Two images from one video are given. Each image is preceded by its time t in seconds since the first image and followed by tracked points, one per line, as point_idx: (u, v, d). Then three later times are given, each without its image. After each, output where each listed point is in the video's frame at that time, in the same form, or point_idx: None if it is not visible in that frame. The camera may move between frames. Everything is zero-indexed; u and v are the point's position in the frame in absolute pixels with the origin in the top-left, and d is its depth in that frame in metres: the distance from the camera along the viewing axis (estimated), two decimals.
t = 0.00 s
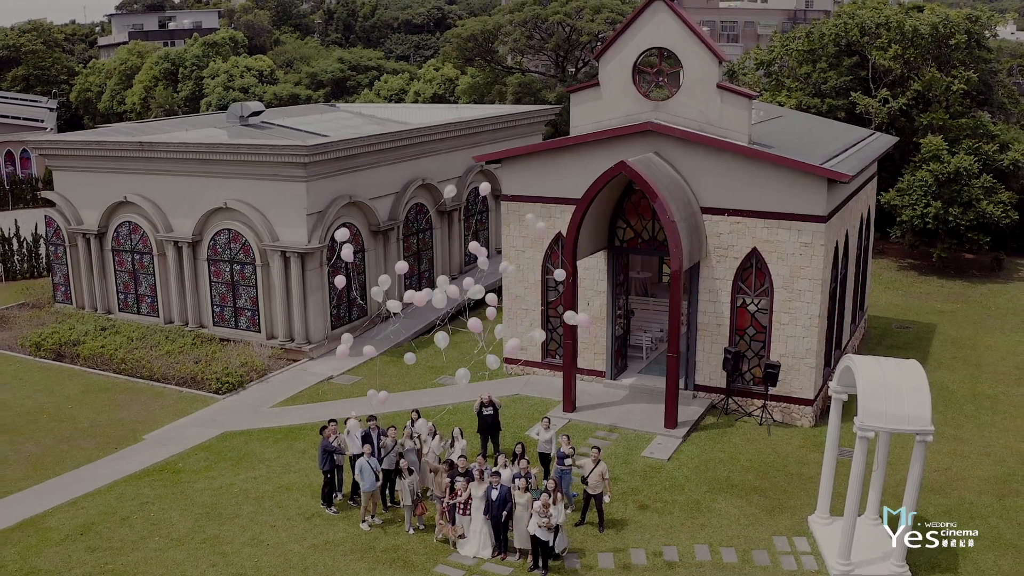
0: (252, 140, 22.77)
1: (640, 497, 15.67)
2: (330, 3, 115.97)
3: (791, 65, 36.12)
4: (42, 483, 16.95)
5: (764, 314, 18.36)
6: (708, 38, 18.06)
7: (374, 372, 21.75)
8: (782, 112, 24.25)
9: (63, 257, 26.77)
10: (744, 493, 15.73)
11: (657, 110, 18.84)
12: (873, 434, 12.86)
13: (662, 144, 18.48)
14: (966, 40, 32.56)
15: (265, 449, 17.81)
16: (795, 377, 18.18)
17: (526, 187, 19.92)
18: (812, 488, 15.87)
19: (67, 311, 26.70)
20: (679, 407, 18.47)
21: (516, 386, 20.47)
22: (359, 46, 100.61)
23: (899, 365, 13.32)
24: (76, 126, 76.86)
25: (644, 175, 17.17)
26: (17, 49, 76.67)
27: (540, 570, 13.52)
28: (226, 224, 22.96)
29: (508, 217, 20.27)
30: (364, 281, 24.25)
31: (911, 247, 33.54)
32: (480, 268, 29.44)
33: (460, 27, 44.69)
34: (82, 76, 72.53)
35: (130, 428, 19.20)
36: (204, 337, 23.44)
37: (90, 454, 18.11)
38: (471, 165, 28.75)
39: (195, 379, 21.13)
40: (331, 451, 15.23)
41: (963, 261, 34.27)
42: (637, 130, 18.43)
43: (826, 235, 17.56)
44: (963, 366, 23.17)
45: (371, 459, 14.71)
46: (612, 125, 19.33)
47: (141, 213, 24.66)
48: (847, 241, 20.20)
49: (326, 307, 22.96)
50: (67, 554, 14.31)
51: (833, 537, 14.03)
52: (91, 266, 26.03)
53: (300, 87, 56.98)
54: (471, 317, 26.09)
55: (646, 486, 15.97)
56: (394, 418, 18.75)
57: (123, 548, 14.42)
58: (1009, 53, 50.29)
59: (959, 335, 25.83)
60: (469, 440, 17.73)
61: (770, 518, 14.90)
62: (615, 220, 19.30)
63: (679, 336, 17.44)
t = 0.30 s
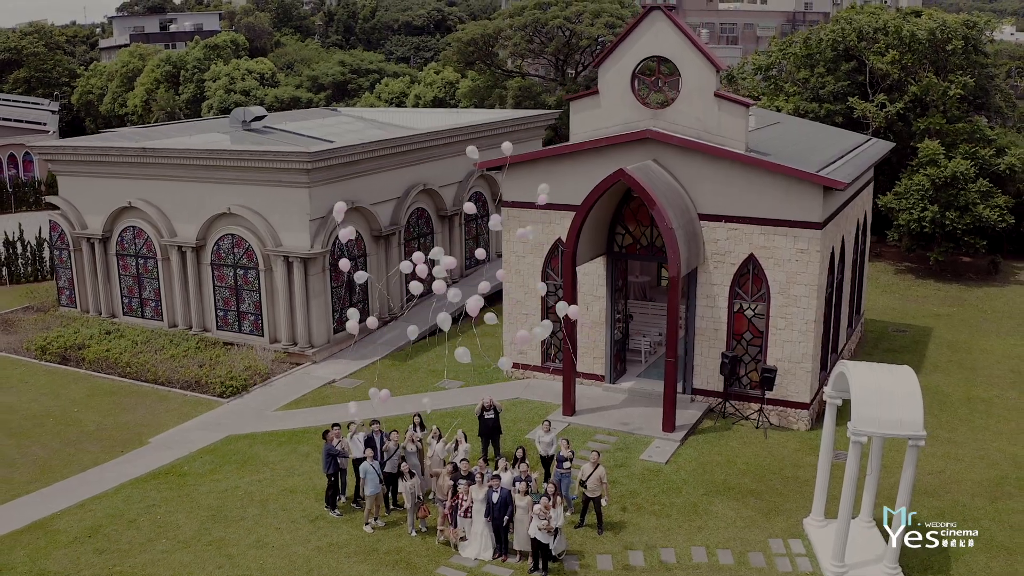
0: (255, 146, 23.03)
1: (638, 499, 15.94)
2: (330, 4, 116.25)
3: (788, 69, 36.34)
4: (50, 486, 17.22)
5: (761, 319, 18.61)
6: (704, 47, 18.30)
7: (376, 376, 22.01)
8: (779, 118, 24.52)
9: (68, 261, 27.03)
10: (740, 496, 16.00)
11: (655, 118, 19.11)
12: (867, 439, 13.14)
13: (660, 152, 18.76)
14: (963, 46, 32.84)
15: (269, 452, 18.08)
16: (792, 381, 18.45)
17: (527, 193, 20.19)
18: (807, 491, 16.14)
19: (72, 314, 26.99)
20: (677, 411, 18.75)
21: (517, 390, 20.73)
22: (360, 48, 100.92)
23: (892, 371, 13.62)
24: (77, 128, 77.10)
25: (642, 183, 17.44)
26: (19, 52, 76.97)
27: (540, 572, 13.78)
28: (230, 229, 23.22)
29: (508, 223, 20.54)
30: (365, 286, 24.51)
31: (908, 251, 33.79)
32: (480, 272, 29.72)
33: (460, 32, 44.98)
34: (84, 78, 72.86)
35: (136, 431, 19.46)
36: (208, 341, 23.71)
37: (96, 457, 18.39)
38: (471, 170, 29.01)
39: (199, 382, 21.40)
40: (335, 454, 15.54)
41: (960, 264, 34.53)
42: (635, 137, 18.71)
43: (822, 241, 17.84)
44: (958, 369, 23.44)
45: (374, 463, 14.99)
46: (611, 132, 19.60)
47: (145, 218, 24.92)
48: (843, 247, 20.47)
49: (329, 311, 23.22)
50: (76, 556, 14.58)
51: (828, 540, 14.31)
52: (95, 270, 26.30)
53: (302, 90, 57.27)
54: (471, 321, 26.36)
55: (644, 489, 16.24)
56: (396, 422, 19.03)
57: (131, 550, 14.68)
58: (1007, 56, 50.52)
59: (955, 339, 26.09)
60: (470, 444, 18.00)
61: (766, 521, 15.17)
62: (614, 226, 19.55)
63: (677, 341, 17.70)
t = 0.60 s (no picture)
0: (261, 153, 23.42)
1: (637, 500, 16.33)
2: (331, 6, 116.58)
3: (785, 75, 36.65)
4: (61, 488, 17.62)
5: (757, 324, 18.99)
6: (701, 58, 18.67)
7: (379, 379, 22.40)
8: (776, 126, 24.92)
9: (75, 265, 27.42)
10: (735, 497, 16.39)
11: (653, 127, 19.50)
12: (858, 443, 13.52)
13: (658, 160, 19.15)
14: (958, 53, 33.23)
15: (275, 455, 18.47)
16: (787, 385, 18.85)
17: (527, 200, 20.59)
18: (801, 492, 16.53)
19: (79, 318, 27.38)
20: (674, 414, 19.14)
21: (518, 393, 21.12)
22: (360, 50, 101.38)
23: (881, 376, 14.03)
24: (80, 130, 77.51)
25: (640, 191, 17.83)
26: (21, 54, 77.40)
27: (540, 571, 14.18)
28: (235, 234, 23.62)
29: (509, 229, 20.94)
30: (368, 290, 24.91)
31: (904, 254, 34.17)
32: (481, 276, 30.13)
33: (460, 37, 45.36)
34: (87, 81, 73.34)
35: (144, 434, 19.85)
36: (214, 345, 24.09)
37: (105, 459, 18.78)
38: (472, 175, 29.40)
39: (205, 386, 21.77)
40: (340, 457, 15.90)
41: (956, 267, 34.92)
42: (633, 146, 19.10)
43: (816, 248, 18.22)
44: (951, 373, 23.84)
45: (379, 465, 15.38)
46: (609, 141, 19.99)
47: (151, 223, 25.32)
48: (837, 253, 20.87)
49: (332, 316, 23.61)
50: (89, 556, 14.98)
51: (820, 540, 14.70)
52: (102, 274, 26.69)
53: (303, 93, 57.72)
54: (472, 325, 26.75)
55: (642, 491, 16.63)
56: (399, 425, 19.41)
57: (142, 551, 15.08)
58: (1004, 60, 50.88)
59: (949, 342, 26.48)
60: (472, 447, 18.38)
61: (760, 521, 15.57)
62: (613, 233, 19.94)
63: (674, 346, 18.08)
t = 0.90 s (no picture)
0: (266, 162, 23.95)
1: (634, 502, 16.84)
2: (332, 8, 117.09)
3: (782, 82, 37.18)
4: (75, 489, 18.14)
5: (751, 330, 19.51)
6: (697, 71, 19.18)
7: (383, 383, 22.91)
8: (771, 134, 25.43)
9: (83, 270, 27.95)
10: (729, 498, 16.91)
11: (650, 138, 20.01)
12: (846, 446, 14.04)
13: (655, 170, 19.66)
14: (952, 61, 33.76)
15: (283, 457, 18.99)
16: (781, 388, 19.35)
17: (527, 209, 21.11)
18: (793, 493, 17.05)
19: (87, 322, 27.91)
20: (670, 417, 19.66)
21: (518, 396, 21.65)
22: (361, 53, 102.28)
23: (869, 382, 14.55)
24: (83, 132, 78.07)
25: (637, 201, 18.36)
26: (25, 57, 77.91)
27: (540, 569, 14.70)
28: (242, 241, 24.14)
29: (510, 237, 21.46)
30: (372, 295, 25.43)
31: (898, 259, 34.68)
32: (482, 281, 30.69)
33: (461, 43, 45.87)
34: (90, 85, 73.94)
35: (154, 436, 20.38)
36: (221, 349, 24.61)
37: (117, 461, 19.29)
38: (474, 182, 29.92)
39: (213, 390, 22.31)
40: (346, 460, 16.44)
41: (950, 271, 35.44)
42: (631, 157, 19.61)
43: (809, 256, 18.74)
44: (942, 376, 24.36)
45: (384, 466, 15.90)
46: (607, 151, 20.50)
47: (159, 230, 25.83)
48: (830, 260, 21.39)
49: (337, 321, 24.13)
50: (104, 556, 15.48)
51: (811, 540, 15.22)
52: (110, 279, 27.21)
53: (305, 97, 58.31)
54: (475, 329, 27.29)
55: (638, 493, 17.14)
56: (403, 428, 19.93)
57: (155, 550, 15.59)
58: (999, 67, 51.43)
59: (941, 346, 27.00)
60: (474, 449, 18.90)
61: (753, 522, 16.09)
62: (611, 240, 20.44)
63: (671, 351, 18.59)
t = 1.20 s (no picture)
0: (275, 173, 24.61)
1: (631, 504, 17.50)
2: (334, 11, 117.74)
3: (779, 90, 37.83)
4: (92, 492, 18.81)
5: (745, 337, 20.17)
6: (693, 87, 19.82)
7: (388, 388, 23.58)
8: (766, 145, 26.08)
9: (95, 277, 28.61)
10: (723, 501, 17.56)
11: (647, 152, 20.66)
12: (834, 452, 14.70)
13: (652, 183, 20.32)
14: (945, 71, 34.44)
15: (293, 460, 19.66)
16: (774, 395, 20.02)
17: (529, 219, 21.77)
18: (785, 496, 17.71)
19: (99, 328, 28.58)
20: (667, 422, 20.33)
21: (520, 402, 22.31)
22: (363, 55, 103.33)
23: (857, 391, 15.20)
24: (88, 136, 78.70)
25: (635, 214, 19.00)
26: (30, 61, 78.49)
27: (541, 569, 15.36)
28: (251, 250, 24.80)
29: (512, 247, 22.12)
30: (378, 302, 26.12)
31: (893, 265, 35.28)
32: (485, 287, 31.40)
33: (463, 51, 46.48)
34: (95, 89, 74.57)
35: (167, 440, 21.06)
36: (231, 355, 25.27)
37: (132, 465, 19.97)
38: (476, 191, 30.60)
39: (224, 395, 22.97)
40: (354, 464, 17.10)
41: (944, 277, 36.06)
42: (629, 171, 20.27)
43: (801, 266, 19.40)
44: (933, 382, 24.99)
45: (391, 470, 16.58)
46: (606, 164, 21.16)
47: (169, 238, 26.48)
48: (823, 268, 22.05)
49: (344, 328, 24.81)
50: (122, 556, 16.16)
51: (801, 541, 15.87)
52: (121, 286, 27.87)
53: (309, 103, 58.98)
54: (477, 335, 27.96)
55: (636, 496, 17.78)
56: (408, 432, 20.58)
57: (172, 551, 16.26)
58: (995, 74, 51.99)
59: (933, 352, 27.64)
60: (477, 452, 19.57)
61: (745, 524, 16.75)
62: (610, 251, 21.09)
63: (668, 358, 19.24)
